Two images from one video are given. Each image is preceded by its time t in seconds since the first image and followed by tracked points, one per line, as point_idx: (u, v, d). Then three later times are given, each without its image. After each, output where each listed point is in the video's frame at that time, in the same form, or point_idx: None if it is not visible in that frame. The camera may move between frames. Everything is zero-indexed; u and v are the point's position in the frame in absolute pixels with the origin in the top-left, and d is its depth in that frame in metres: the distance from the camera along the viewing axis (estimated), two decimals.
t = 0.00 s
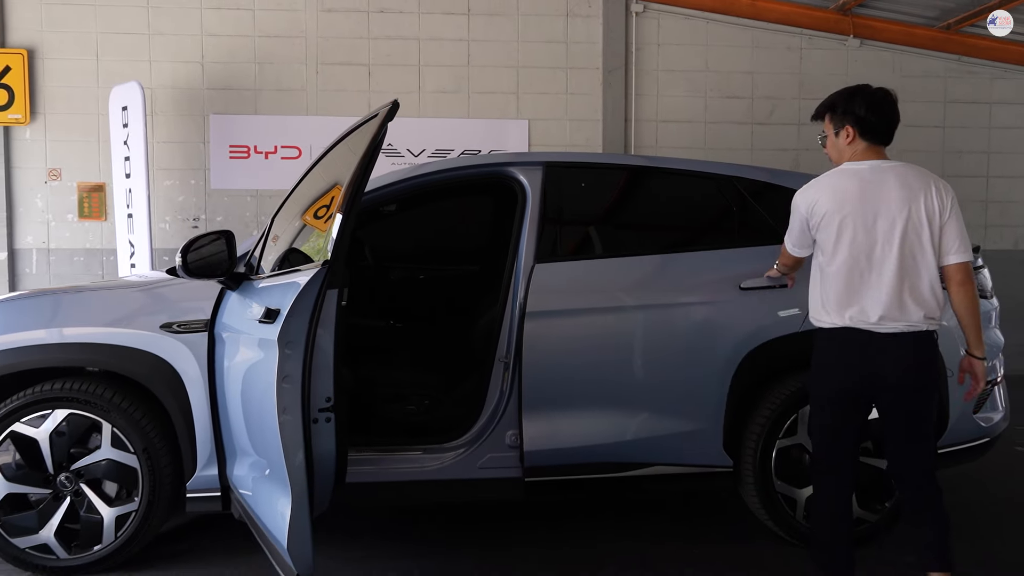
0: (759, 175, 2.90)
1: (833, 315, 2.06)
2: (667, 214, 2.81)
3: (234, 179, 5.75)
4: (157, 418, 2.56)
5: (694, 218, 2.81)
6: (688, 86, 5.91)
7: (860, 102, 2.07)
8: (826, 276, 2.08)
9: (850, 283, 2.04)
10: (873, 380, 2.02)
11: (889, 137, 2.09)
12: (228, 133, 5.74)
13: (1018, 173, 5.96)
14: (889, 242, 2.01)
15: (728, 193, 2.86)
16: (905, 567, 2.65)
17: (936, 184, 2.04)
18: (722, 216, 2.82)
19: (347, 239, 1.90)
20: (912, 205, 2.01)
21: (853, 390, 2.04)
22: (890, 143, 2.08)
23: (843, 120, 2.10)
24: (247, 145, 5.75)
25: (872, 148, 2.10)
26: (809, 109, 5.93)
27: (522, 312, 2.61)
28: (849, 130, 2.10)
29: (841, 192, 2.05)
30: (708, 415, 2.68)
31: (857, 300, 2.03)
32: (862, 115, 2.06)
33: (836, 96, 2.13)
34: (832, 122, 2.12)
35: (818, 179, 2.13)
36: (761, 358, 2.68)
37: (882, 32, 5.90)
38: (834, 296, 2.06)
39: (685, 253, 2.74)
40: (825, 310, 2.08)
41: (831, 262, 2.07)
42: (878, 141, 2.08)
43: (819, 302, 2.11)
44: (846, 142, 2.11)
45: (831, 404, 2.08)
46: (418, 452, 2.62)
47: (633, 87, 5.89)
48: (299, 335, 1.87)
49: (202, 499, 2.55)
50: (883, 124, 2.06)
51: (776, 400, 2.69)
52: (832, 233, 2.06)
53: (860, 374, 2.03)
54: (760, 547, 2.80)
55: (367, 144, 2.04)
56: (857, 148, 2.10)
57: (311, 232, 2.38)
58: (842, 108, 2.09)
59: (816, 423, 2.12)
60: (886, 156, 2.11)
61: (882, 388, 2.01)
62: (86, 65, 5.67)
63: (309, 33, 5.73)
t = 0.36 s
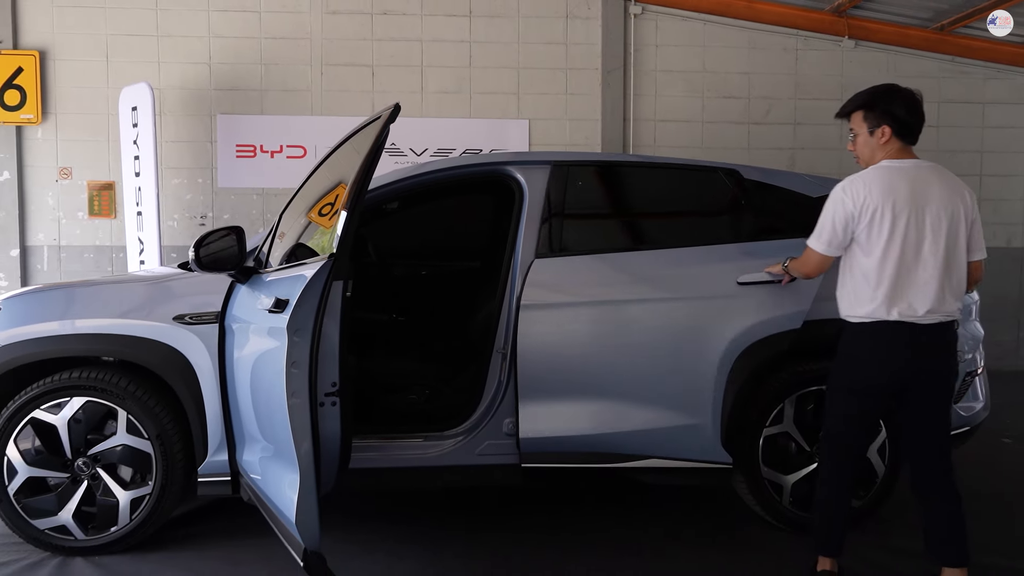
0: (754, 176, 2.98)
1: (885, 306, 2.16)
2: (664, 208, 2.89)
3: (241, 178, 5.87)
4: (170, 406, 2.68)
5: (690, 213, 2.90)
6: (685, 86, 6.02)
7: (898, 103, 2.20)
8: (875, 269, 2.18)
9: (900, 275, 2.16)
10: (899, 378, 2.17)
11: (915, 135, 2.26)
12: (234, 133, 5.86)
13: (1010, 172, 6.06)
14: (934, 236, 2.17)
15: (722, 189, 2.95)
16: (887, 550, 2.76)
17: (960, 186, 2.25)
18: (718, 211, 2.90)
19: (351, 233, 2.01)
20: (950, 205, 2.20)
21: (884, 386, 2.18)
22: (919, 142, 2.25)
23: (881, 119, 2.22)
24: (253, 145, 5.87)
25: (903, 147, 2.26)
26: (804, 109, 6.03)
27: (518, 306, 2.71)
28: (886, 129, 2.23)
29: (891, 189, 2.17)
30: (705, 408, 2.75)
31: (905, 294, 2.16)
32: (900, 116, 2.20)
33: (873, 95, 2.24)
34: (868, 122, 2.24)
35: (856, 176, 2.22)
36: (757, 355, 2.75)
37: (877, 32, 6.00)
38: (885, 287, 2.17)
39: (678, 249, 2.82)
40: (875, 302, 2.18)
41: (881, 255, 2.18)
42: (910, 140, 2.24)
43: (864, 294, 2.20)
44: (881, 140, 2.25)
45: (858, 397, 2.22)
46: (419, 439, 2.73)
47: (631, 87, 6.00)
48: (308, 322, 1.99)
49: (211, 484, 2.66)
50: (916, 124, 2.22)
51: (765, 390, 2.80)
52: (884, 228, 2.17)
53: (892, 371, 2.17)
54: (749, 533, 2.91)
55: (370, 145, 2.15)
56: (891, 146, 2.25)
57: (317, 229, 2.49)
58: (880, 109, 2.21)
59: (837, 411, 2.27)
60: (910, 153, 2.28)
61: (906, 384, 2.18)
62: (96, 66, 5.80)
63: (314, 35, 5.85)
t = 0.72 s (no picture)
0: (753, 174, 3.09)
1: (931, 303, 2.16)
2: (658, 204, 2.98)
3: (248, 178, 5.98)
4: (182, 397, 2.79)
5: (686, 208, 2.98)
6: (684, 88, 6.12)
7: (923, 104, 2.20)
8: (919, 265, 2.18)
9: (942, 271, 2.17)
10: (919, 381, 2.16)
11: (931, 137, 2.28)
12: (242, 134, 5.97)
13: (1005, 172, 6.15)
14: (968, 233, 2.21)
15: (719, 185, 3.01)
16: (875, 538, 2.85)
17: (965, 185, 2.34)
18: (716, 206, 2.96)
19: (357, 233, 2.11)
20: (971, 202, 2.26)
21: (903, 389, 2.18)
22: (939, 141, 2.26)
23: (906, 121, 2.21)
24: (260, 145, 5.98)
25: (921, 149, 2.27)
26: (801, 110, 6.13)
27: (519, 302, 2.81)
28: (911, 131, 2.22)
29: (932, 186, 2.19)
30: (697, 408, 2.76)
31: (949, 289, 2.17)
32: (926, 117, 2.20)
33: (896, 96, 2.22)
34: (896, 122, 2.22)
35: (895, 174, 2.21)
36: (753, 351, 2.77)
37: (874, 34, 6.09)
38: (931, 283, 2.16)
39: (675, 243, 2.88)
40: (922, 298, 2.16)
41: (924, 252, 2.18)
42: (932, 139, 2.24)
43: (907, 291, 2.18)
44: (906, 141, 2.24)
45: (878, 403, 2.22)
46: (422, 430, 2.83)
47: (631, 89, 6.10)
48: (316, 317, 2.09)
49: (222, 473, 2.77)
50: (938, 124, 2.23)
51: (757, 382, 2.87)
52: (927, 224, 2.18)
53: (912, 374, 2.16)
54: (741, 522, 3.00)
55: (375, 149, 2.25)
56: (915, 147, 2.25)
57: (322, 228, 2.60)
58: (908, 108, 2.20)
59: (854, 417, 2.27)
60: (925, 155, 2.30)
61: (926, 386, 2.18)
62: (106, 68, 5.92)
63: (320, 37, 5.96)
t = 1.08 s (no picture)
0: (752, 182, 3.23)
1: (927, 307, 2.13)
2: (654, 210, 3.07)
3: (261, 181, 6.10)
4: (200, 394, 2.90)
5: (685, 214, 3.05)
6: (688, 91, 6.20)
7: (914, 110, 2.17)
8: (917, 270, 2.14)
9: (939, 275, 2.16)
10: (910, 377, 2.13)
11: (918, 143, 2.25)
12: (254, 138, 6.09)
13: (1007, 174, 6.21)
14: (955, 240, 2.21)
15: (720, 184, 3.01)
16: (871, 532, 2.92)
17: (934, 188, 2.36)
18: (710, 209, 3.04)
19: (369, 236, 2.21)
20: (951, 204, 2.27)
21: (897, 391, 2.14)
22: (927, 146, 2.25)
23: (900, 127, 2.18)
24: (272, 149, 6.09)
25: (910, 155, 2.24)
26: (805, 113, 6.20)
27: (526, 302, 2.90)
28: (904, 137, 2.19)
29: (932, 193, 2.16)
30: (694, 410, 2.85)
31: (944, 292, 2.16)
32: (918, 123, 2.17)
33: (887, 101, 2.17)
34: (889, 126, 2.18)
35: (898, 178, 2.17)
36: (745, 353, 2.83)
37: (877, 38, 6.16)
38: (927, 288, 2.13)
39: (675, 242, 2.95)
40: (918, 303, 2.13)
41: (922, 258, 2.14)
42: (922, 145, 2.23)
43: (905, 296, 2.13)
44: (899, 147, 2.20)
45: (882, 418, 2.18)
46: (430, 426, 2.92)
47: (636, 93, 6.19)
48: (329, 316, 2.20)
49: (238, 466, 2.87)
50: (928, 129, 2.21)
51: (756, 380, 2.95)
52: (927, 230, 2.14)
53: (894, 374, 2.14)
54: (740, 517, 3.08)
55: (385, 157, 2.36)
56: (907, 153, 2.22)
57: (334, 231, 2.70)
58: (902, 114, 2.16)
59: (874, 442, 2.22)
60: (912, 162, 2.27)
61: (921, 378, 2.14)
62: (123, 74, 6.05)
63: (330, 43, 6.08)
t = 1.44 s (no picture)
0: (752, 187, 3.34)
1: (907, 312, 2.21)
2: (653, 214, 3.11)
3: (271, 183, 6.21)
4: (216, 391, 3.01)
5: (684, 216, 3.08)
6: (692, 95, 6.29)
7: (888, 117, 2.26)
8: (899, 275, 2.22)
9: (921, 281, 2.24)
10: (898, 377, 2.22)
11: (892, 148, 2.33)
12: (265, 141, 6.20)
13: (1009, 176, 6.26)
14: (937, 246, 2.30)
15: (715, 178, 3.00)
16: (866, 527, 3.00)
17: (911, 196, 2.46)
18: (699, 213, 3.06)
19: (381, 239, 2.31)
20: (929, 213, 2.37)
21: (887, 392, 2.22)
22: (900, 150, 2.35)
23: (877, 134, 2.26)
24: (282, 152, 6.20)
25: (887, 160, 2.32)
26: (808, 116, 6.28)
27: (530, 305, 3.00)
28: (881, 143, 2.28)
29: (914, 202, 2.25)
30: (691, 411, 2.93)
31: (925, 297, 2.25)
32: (894, 129, 2.27)
33: (861, 110, 2.26)
34: (865, 135, 2.26)
35: (881, 187, 2.25)
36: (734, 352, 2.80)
37: (880, 42, 6.22)
38: (908, 294, 2.22)
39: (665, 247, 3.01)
40: (899, 308, 2.21)
41: (904, 264, 2.23)
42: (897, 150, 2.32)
43: (888, 301, 2.22)
44: (876, 154, 2.29)
45: (872, 420, 2.25)
46: (438, 423, 3.02)
47: (641, 96, 6.27)
48: (341, 315, 2.30)
49: (252, 461, 2.98)
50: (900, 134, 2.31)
51: (754, 378, 3.04)
52: (909, 237, 2.23)
53: (883, 374, 2.22)
54: (739, 511, 3.16)
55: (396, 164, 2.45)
56: (884, 158, 2.31)
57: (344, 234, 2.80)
58: (876, 122, 2.25)
59: (865, 445, 2.29)
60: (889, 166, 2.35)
61: (907, 379, 2.24)
62: (136, 79, 6.17)
63: (340, 48, 6.19)
